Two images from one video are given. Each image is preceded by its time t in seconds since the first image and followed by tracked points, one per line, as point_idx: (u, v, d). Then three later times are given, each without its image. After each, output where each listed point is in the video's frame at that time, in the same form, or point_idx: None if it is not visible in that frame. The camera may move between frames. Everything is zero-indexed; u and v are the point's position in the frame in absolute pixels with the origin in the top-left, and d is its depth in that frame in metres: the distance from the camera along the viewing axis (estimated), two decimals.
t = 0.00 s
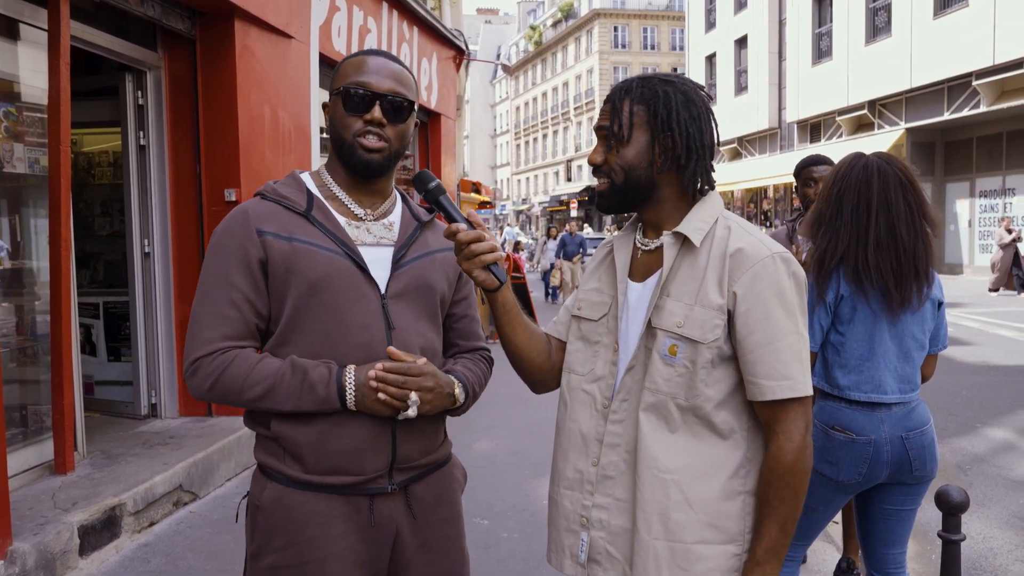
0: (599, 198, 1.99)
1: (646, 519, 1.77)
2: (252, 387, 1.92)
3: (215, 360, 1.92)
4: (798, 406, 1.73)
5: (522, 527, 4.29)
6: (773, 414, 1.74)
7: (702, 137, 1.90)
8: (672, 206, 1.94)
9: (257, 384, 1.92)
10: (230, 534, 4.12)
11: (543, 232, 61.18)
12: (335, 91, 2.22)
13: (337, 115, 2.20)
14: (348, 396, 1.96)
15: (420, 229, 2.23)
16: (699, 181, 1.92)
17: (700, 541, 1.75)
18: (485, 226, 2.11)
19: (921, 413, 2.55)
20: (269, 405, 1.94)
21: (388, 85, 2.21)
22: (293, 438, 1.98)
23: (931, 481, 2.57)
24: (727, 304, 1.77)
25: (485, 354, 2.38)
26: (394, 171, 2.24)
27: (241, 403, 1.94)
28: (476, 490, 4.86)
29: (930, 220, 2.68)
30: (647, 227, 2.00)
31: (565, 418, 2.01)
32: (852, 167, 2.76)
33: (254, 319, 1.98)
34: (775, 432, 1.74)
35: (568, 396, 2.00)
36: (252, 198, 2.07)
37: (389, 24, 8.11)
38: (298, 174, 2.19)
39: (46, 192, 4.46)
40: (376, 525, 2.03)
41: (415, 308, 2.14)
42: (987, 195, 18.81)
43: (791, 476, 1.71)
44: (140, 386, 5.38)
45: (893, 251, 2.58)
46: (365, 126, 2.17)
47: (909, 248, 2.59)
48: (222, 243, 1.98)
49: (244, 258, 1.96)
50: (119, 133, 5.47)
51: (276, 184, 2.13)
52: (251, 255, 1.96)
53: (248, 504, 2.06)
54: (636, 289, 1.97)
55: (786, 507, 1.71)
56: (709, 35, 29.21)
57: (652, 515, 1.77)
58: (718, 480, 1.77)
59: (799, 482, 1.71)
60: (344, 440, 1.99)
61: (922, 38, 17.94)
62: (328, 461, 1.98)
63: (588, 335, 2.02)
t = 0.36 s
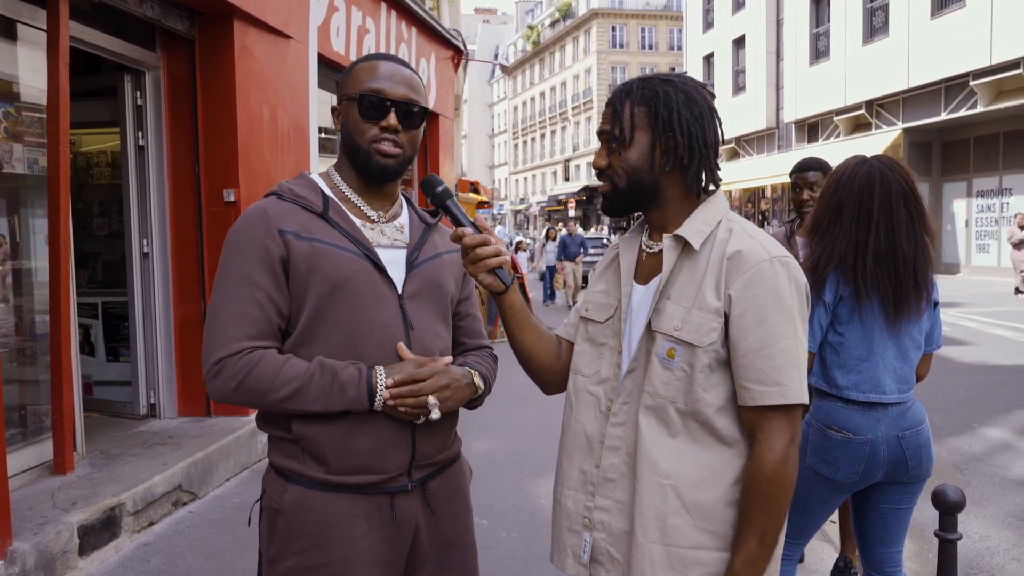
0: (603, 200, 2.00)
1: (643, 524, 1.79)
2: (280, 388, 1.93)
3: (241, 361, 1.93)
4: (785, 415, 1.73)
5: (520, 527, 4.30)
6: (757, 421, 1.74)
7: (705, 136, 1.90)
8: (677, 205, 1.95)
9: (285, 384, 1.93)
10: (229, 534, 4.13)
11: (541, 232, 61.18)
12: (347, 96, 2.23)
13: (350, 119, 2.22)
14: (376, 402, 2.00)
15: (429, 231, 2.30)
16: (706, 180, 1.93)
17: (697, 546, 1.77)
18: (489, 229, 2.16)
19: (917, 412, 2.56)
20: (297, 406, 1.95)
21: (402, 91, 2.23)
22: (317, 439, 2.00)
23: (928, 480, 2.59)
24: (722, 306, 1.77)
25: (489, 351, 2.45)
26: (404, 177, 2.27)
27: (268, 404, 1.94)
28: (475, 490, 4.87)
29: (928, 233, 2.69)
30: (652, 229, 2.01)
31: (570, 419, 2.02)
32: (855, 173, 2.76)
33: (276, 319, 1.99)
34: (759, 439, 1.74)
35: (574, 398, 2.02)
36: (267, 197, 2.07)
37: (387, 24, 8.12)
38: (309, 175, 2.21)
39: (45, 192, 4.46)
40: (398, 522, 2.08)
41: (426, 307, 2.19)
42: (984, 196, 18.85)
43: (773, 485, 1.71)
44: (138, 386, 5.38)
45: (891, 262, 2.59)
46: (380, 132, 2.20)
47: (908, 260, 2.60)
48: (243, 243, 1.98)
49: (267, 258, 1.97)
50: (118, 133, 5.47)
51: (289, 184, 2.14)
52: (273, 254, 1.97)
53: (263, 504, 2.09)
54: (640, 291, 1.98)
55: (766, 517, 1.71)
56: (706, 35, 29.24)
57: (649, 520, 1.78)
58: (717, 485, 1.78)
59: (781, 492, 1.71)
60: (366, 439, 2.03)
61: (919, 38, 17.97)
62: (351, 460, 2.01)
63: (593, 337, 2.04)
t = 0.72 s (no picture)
0: (609, 200, 2.01)
1: (639, 523, 1.80)
2: (296, 393, 1.94)
3: (255, 367, 1.94)
4: (769, 420, 1.73)
5: (519, 527, 4.31)
6: (741, 422, 1.74)
7: (709, 136, 1.90)
8: (680, 205, 1.96)
9: (299, 389, 1.94)
10: (227, 534, 4.13)
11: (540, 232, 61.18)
12: (349, 100, 2.23)
13: (353, 123, 2.23)
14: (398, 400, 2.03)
15: (435, 232, 2.31)
16: (710, 181, 1.94)
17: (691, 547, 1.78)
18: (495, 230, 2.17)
19: (912, 412, 2.57)
20: (314, 410, 1.97)
21: (403, 93, 2.23)
22: (333, 441, 2.01)
23: (924, 479, 2.60)
24: (717, 308, 1.78)
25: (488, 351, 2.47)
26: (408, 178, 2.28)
27: (284, 409, 1.96)
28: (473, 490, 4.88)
29: (925, 232, 2.68)
30: (656, 229, 2.02)
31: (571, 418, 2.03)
32: (852, 173, 2.75)
33: (288, 325, 2.00)
34: (741, 440, 1.74)
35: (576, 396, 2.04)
36: (275, 203, 2.07)
37: (385, 24, 8.12)
38: (314, 179, 2.22)
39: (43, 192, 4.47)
40: (409, 523, 2.08)
41: (436, 308, 2.20)
42: (982, 195, 18.88)
43: (752, 487, 1.71)
44: (137, 385, 5.37)
45: (887, 263, 2.59)
46: (383, 134, 2.21)
47: (904, 260, 2.59)
48: (254, 250, 1.98)
49: (278, 264, 1.97)
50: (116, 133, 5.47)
51: (295, 189, 2.14)
52: (284, 261, 1.97)
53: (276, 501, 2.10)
54: (642, 292, 1.99)
55: (742, 519, 1.71)
56: (705, 35, 29.25)
57: (645, 520, 1.79)
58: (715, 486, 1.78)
59: (761, 496, 1.71)
60: (381, 438, 2.04)
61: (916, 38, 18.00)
62: (365, 457, 2.02)
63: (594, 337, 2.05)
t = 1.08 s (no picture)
0: (610, 199, 1.99)
1: (637, 523, 1.80)
2: (301, 395, 1.94)
3: (260, 370, 1.94)
4: (771, 422, 1.73)
5: (516, 526, 4.30)
6: (743, 425, 1.74)
7: (711, 133, 1.91)
8: (681, 203, 1.95)
9: (304, 390, 1.94)
10: (224, 534, 4.13)
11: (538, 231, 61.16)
12: (348, 103, 2.23)
13: (353, 124, 2.22)
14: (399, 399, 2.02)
15: (437, 230, 2.30)
16: (711, 179, 1.94)
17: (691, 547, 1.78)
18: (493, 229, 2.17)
19: (909, 413, 2.57)
20: (319, 410, 1.97)
21: (401, 92, 2.23)
22: (338, 440, 2.01)
23: (921, 479, 2.60)
24: (717, 308, 1.78)
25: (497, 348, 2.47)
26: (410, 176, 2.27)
27: (290, 411, 1.96)
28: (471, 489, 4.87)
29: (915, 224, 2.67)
30: (656, 228, 2.02)
31: (570, 418, 2.03)
32: (836, 173, 2.77)
33: (292, 327, 2.00)
34: (744, 441, 1.74)
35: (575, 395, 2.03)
36: (276, 208, 2.07)
37: (383, 24, 8.10)
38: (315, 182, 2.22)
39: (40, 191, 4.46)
40: (417, 521, 2.07)
41: (439, 307, 2.19)
42: (980, 195, 18.89)
43: (756, 488, 1.71)
44: (134, 385, 5.36)
45: (876, 256, 2.60)
46: (384, 134, 2.20)
47: (893, 252, 2.59)
48: (257, 255, 1.99)
49: (280, 268, 1.97)
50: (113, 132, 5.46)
51: (296, 194, 2.14)
52: (286, 264, 1.97)
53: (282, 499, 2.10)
54: (641, 290, 1.99)
55: (745, 521, 1.71)
56: (704, 34, 29.24)
57: (643, 520, 1.79)
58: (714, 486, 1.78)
59: (764, 498, 1.71)
60: (384, 437, 2.04)
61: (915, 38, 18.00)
62: (370, 456, 2.02)
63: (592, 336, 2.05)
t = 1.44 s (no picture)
0: (606, 196, 1.99)
1: (634, 523, 1.80)
2: (287, 394, 1.94)
3: (248, 370, 1.95)
4: (769, 422, 1.72)
5: (514, 526, 4.30)
6: (741, 424, 1.74)
7: (708, 131, 1.90)
8: (678, 201, 1.95)
9: (290, 390, 1.94)
10: (221, 533, 4.12)
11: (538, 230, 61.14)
12: (348, 94, 2.23)
13: (351, 116, 2.22)
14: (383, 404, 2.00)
15: (436, 228, 2.29)
16: (707, 176, 1.94)
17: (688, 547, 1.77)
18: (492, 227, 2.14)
19: (907, 411, 2.57)
20: (305, 410, 1.97)
21: (401, 86, 2.22)
22: (326, 440, 2.01)
23: (920, 478, 2.59)
24: (714, 307, 1.77)
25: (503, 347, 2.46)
26: (408, 170, 2.27)
27: (277, 411, 1.96)
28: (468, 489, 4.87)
29: (915, 211, 2.73)
30: (652, 226, 2.02)
31: (568, 418, 2.02)
32: (833, 166, 2.81)
33: (282, 328, 2.00)
34: (742, 441, 1.73)
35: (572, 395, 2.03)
36: (269, 209, 2.08)
37: (381, 23, 8.09)
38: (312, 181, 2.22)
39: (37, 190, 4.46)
40: (406, 521, 2.07)
41: (434, 306, 2.18)
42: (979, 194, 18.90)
43: (755, 489, 1.71)
44: (132, 384, 5.36)
45: (883, 240, 2.61)
46: (380, 126, 2.19)
47: (900, 236, 2.62)
48: (247, 256, 2.00)
49: (269, 269, 1.98)
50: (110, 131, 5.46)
51: (291, 193, 2.14)
52: (275, 265, 1.98)
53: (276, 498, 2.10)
54: (637, 290, 1.99)
55: (745, 522, 1.71)
56: (703, 33, 29.23)
57: (641, 520, 1.79)
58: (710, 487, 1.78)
59: (763, 499, 1.71)
60: (373, 438, 2.03)
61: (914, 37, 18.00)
62: (360, 457, 2.01)
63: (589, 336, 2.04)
